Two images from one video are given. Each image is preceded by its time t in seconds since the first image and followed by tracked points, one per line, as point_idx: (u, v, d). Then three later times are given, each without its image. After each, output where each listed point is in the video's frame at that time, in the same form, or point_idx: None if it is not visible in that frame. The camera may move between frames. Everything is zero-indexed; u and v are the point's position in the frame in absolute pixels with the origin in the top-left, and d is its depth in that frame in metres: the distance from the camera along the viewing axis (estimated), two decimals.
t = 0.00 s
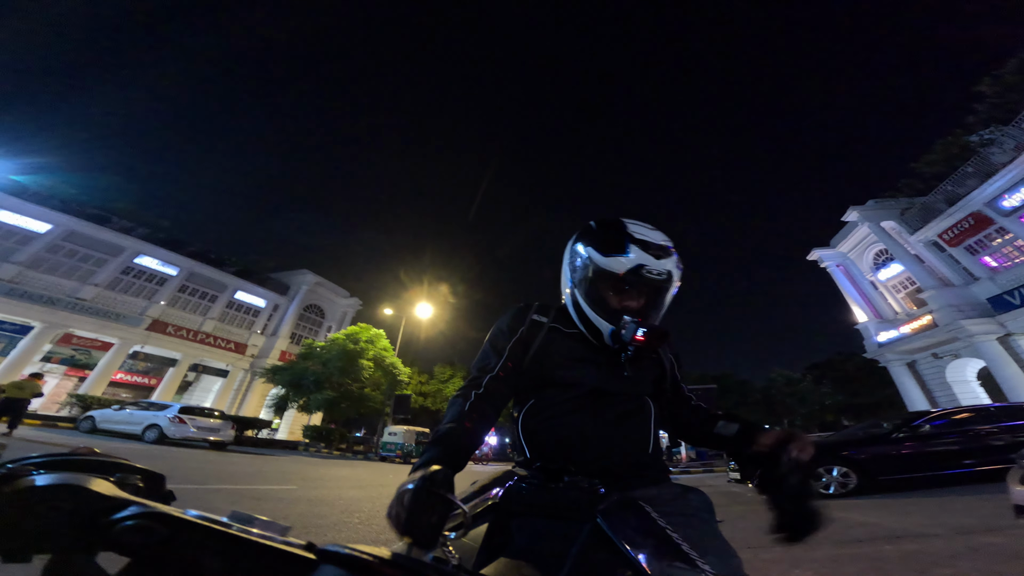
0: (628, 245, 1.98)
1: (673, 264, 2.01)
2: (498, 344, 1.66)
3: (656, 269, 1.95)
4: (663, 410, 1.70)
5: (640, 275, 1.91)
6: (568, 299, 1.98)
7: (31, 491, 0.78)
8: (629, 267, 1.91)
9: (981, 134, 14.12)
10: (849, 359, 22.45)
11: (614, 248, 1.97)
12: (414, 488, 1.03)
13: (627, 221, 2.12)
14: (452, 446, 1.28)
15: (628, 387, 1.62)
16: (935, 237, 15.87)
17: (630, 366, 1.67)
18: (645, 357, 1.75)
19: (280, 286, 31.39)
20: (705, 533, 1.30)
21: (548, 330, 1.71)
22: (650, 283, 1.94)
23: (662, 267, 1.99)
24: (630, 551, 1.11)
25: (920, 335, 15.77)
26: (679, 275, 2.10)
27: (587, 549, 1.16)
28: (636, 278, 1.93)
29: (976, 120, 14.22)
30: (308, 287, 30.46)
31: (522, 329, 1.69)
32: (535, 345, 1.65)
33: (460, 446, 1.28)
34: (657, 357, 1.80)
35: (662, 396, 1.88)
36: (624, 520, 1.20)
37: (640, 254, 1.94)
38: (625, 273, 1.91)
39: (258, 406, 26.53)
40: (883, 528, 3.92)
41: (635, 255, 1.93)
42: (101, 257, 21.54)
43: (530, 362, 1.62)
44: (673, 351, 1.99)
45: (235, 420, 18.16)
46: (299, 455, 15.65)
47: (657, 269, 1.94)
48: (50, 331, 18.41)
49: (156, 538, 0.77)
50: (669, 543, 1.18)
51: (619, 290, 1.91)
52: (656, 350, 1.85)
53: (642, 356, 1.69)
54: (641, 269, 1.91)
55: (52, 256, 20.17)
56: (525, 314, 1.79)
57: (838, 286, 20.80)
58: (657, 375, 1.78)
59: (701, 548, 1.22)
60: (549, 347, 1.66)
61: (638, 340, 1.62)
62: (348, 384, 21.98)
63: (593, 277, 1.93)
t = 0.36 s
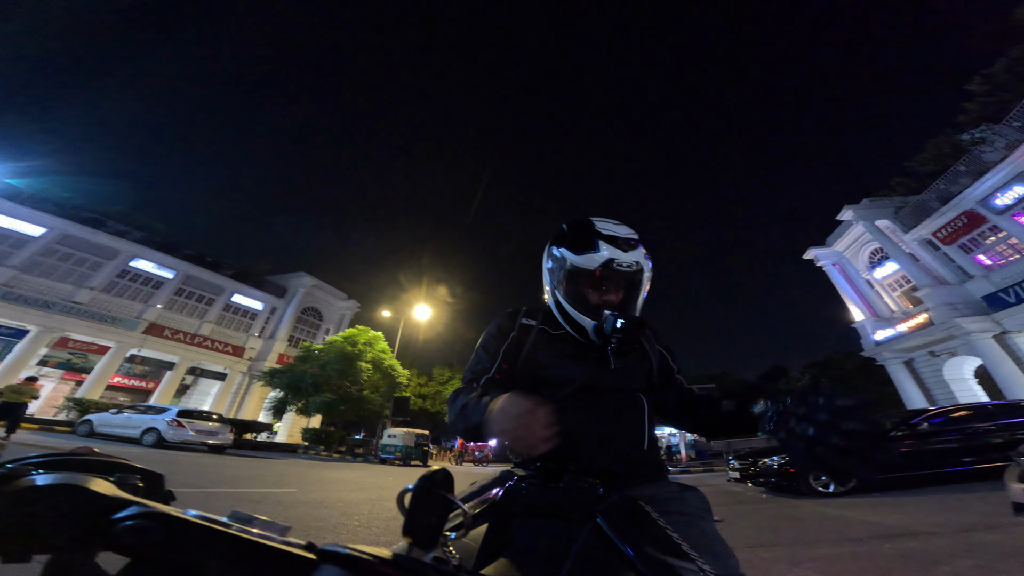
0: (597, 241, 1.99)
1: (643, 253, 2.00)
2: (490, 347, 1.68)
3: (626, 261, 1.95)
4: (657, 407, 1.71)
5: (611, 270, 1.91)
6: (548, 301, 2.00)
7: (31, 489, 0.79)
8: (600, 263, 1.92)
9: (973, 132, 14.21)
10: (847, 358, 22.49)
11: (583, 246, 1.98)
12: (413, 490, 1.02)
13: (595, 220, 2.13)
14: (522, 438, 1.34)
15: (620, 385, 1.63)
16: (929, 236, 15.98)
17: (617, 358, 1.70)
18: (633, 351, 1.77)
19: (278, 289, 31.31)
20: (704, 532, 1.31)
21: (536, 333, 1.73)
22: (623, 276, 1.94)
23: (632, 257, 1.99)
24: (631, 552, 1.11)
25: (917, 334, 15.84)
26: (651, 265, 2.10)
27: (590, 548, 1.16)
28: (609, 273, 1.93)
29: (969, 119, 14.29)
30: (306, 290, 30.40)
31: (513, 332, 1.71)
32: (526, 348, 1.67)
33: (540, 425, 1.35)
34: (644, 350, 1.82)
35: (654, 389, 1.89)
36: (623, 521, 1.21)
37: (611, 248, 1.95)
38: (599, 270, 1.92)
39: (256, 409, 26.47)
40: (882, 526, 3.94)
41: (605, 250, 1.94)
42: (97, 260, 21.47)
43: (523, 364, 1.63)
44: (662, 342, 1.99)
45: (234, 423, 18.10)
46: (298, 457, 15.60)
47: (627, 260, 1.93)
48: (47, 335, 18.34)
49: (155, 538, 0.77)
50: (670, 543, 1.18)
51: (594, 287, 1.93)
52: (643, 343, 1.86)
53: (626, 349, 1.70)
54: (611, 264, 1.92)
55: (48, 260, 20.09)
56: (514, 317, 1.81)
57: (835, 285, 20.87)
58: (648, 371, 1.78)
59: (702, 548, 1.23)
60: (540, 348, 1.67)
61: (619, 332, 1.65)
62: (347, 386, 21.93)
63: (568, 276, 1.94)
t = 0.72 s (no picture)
0: (571, 235, 2.04)
1: (615, 238, 2.04)
2: (503, 341, 1.64)
3: (600, 249, 2.00)
4: (662, 399, 1.68)
5: (583, 260, 1.96)
6: (541, 298, 2.01)
7: (31, 490, 0.78)
8: (572, 255, 1.97)
9: (984, 135, 14.09)
10: (850, 359, 22.39)
11: (557, 243, 2.05)
12: (414, 490, 1.01)
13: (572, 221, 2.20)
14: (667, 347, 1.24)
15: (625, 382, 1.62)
16: (937, 238, 15.85)
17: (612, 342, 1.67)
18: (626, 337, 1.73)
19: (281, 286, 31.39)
20: (705, 534, 1.29)
21: (546, 329, 1.72)
22: (600, 263, 1.97)
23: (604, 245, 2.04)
24: (631, 553, 1.10)
25: (921, 336, 15.75)
26: (632, 250, 2.08)
27: (590, 548, 1.15)
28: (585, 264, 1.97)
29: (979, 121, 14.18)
30: (309, 287, 30.48)
31: (524, 328, 1.71)
32: (538, 342, 1.66)
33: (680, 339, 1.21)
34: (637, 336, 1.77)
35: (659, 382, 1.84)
36: (625, 522, 1.20)
37: (584, 239, 2.00)
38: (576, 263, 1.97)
39: (258, 406, 26.57)
40: (884, 530, 3.91)
41: (577, 241, 1.99)
42: (102, 256, 21.57)
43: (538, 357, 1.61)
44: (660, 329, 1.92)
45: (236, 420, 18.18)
46: (299, 454, 15.65)
47: (601, 248, 1.99)
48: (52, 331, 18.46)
49: (155, 539, 0.76)
50: (667, 544, 1.18)
51: (581, 277, 1.93)
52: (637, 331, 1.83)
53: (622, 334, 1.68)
54: (584, 254, 1.97)
55: (54, 255, 20.21)
56: (522, 314, 1.81)
57: (839, 286, 20.77)
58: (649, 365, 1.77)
59: (701, 548, 1.22)
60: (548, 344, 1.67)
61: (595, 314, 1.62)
62: (348, 384, 21.99)
63: (556, 271, 1.97)
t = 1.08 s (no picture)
0: (549, 237, 2.02)
1: (591, 233, 1.97)
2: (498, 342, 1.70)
3: (574, 247, 1.93)
4: (658, 398, 1.66)
5: (559, 260, 1.90)
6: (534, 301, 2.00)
7: (31, 490, 0.78)
8: (548, 256, 1.94)
9: (988, 135, 14.02)
10: (850, 359, 22.38)
11: (538, 247, 2.05)
12: (414, 489, 1.00)
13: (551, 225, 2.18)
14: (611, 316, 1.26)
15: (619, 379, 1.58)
16: (940, 238, 15.80)
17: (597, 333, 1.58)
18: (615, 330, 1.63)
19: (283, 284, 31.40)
20: (706, 535, 1.28)
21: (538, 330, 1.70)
22: (573, 262, 1.88)
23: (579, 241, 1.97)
24: (631, 552, 1.09)
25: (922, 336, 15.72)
26: (612, 243, 1.99)
27: (589, 549, 1.14)
28: (557, 262, 1.91)
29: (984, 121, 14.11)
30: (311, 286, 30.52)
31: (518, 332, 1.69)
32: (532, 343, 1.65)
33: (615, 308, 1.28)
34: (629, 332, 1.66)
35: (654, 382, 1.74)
36: (624, 522, 1.19)
37: (560, 238, 1.97)
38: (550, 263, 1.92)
39: (259, 404, 26.61)
40: (884, 530, 3.91)
41: (553, 241, 1.96)
42: (104, 254, 21.60)
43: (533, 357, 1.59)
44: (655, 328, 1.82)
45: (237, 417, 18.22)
46: (300, 453, 15.68)
47: (574, 246, 1.92)
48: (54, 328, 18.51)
49: (156, 537, 0.76)
50: (667, 544, 1.18)
51: (563, 275, 1.87)
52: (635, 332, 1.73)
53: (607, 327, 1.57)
54: (561, 253, 1.91)
55: (56, 253, 20.26)
56: (517, 320, 1.80)
57: (841, 286, 20.71)
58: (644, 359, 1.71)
59: (700, 546, 1.22)
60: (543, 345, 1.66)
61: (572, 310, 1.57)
62: (349, 382, 22.02)
63: (542, 272, 1.95)
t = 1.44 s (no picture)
0: (535, 245, 2.02)
1: (576, 238, 1.96)
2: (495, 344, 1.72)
3: (558, 253, 1.91)
4: (653, 399, 1.65)
5: (546, 267, 1.88)
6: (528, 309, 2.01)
7: (30, 490, 0.77)
8: (535, 264, 1.93)
9: (983, 133, 14.10)
10: (849, 358, 22.42)
11: (526, 254, 2.05)
12: (414, 490, 1.00)
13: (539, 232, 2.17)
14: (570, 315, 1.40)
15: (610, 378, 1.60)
16: (935, 237, 15.87)
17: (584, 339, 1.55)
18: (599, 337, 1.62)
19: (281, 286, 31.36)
20: (704, 535, 1.29)
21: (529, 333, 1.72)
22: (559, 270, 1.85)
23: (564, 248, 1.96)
24: (630, 552, 1.10)
25: (920, 334, 15.77)
26: (597, 246, 1.98)
27: (590, 548, 1.14)
28: (545, 268, 1.89)
29: (979, 120, 14.18)
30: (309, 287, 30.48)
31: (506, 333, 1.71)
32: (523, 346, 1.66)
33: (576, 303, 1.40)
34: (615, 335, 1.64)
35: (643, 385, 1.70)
36: (623, 522, 1.20)
37: (545, 245, 1.97)
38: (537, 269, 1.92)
39: (258, 405, 26.55)
40: (883, 528, 3.92)
41: (538, 249, 1.95)
42: (101, 256, 21.55)
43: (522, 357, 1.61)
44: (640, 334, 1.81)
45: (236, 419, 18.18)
46: (300, 454, 15.66)
47: (558, 252, 1.91)
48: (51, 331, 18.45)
49: (156, 538, 0.76)
50: (667, 544, 1.18)
51: (552, 282, 1.86)
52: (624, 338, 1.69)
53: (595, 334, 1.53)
54: (547, 260, 1.90)
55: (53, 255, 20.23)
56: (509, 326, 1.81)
57: (839, 285, 20.75)
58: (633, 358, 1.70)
59: (700, 546, 1.23)
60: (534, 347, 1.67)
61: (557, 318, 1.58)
62: (348, 383, 22.00)
63: (531, 278, 1.95)
